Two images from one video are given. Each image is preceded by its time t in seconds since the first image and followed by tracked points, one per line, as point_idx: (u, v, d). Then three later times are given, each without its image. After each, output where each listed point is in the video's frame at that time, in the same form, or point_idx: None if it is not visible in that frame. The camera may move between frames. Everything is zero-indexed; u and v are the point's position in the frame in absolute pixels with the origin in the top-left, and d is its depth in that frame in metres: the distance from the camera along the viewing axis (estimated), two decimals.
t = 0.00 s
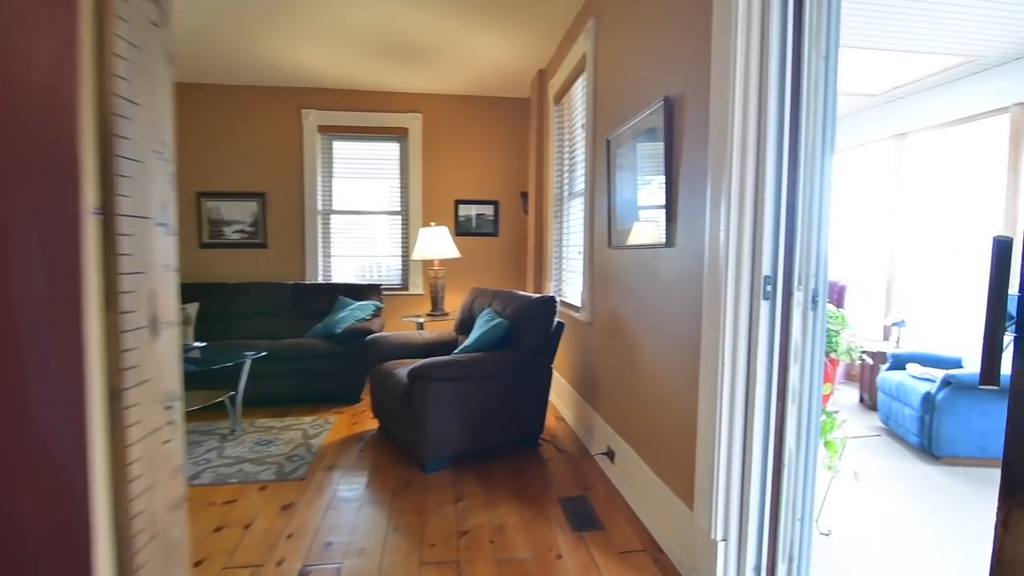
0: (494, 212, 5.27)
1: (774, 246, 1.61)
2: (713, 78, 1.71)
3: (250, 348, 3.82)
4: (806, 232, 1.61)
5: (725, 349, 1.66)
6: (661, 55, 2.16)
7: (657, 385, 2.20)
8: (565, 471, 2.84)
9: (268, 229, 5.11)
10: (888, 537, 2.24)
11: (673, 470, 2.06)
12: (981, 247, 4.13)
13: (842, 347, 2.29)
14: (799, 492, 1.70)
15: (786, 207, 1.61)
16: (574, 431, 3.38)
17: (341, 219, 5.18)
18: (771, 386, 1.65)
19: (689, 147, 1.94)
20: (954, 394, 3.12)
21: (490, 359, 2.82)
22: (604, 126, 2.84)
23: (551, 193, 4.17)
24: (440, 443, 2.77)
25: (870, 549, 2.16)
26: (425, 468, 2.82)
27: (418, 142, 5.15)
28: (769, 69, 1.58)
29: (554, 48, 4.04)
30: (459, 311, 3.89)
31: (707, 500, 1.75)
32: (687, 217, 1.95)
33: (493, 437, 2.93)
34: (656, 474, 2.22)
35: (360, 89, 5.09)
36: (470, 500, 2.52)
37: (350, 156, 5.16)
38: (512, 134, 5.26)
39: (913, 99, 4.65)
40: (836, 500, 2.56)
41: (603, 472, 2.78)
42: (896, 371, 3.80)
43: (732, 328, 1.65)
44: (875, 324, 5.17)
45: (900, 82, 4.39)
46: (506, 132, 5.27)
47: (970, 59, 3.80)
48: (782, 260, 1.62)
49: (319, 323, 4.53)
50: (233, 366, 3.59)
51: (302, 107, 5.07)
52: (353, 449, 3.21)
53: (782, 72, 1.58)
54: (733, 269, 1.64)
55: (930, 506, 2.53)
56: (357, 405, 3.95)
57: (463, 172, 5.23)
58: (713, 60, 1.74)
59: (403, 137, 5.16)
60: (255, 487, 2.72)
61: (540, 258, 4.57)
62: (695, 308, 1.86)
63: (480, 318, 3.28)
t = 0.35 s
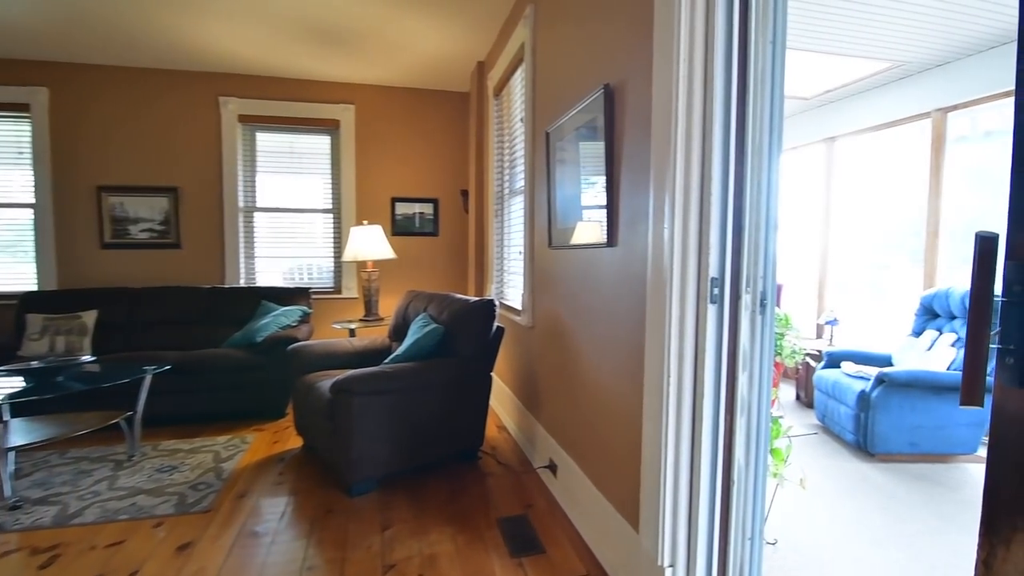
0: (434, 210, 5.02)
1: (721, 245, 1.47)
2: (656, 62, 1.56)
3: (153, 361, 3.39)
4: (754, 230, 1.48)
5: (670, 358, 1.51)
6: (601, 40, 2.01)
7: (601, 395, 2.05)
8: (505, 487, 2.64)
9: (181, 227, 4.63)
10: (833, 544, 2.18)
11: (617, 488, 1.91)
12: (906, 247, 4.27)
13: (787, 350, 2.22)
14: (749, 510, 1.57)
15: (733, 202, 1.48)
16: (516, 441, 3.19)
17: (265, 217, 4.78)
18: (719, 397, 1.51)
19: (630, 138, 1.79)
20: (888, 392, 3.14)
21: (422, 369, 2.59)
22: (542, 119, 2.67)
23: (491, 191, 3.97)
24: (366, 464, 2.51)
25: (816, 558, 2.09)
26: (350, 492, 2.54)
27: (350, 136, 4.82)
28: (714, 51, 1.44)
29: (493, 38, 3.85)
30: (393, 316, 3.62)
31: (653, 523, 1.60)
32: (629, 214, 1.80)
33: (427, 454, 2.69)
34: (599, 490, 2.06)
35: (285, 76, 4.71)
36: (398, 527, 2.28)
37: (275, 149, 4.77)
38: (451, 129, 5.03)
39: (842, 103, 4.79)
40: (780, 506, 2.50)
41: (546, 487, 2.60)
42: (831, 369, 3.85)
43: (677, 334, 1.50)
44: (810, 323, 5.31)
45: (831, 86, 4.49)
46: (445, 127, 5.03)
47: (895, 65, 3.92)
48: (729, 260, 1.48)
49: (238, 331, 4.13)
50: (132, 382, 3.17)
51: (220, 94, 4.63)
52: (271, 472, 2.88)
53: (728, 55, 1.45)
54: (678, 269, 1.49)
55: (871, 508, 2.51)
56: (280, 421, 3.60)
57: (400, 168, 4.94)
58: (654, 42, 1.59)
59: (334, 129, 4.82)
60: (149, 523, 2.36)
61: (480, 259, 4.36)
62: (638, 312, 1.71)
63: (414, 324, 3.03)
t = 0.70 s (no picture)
0: (372, 208, 4.75)
1: (671, 242, 1.35)
2: (600, 40, 1.41)
3: (41, 377, 2.96)
4: (705, 226, 1.36)
5: (618, 367, 1.37)
6: (542, 21, 1.86)
7: (546, 405, 1.89)
8: (445, 504, 2.45)
9: (83, 224, 4.13)
10: (781, 550, 2.13)
11: (563, 505, 1.76)
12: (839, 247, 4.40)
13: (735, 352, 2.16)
14: (701, 526, 1.45)
15: (683, 196, 1.35)
16: (458, 452, 3.00)
17: (183, 213, 4.35)
18: (670, 407, 1.38)
19: (574, 125, 1.64)
20: (827, 390, 3.17)
21: (352, 380, 2.35)
22: (482, 109, 2.50)
23: (431, 187, 3.76)
24: (288, 487, 2.25)
25: (765, 565, 2.02)
26: (270, 519, 2.27)
27: (279, 126, 4.47)
28: (663, 29, 1.31)
29: (433, 25, 3.64)
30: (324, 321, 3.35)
31: (600, 546, 1.45)
32: (573, 209, 1.65)
33: (358, 473, 2.46)
34: (544, 508, 1.90)
35: (205, 59, 4.30)
36: (323, 558, 2.04)
37: (193, 139, 4.35)
38: (390, 123, 4.78)
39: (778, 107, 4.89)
40: (728, 512, 2.44)
41: (489, 502, 2.43)
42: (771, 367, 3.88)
43: (624, 341, 1.36)
44: (749, 321, 5.41)
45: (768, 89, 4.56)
46: (384, 120, 4.76)
47: (829, 69, 4.01)
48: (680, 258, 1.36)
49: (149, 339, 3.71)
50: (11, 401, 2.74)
51: (128, 76, 4.17)
52: (180, 498, 2.55)
53: (677, 35, 1.32)
54: (625, 268, 1.35)
55: (815, 509, 2.49)
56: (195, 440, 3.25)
57: (335, 162, 4.64)
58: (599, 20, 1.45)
59: (261, 119, 4.45)
60: (22, 570, 2.01)
61: (421, 258, 4.14)
62: (583, 315, 1.56)
63: (345, 329, 2.78)
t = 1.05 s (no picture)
0: (300, 203, 4.39)
1: (629, 234, 1.17)
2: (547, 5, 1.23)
3: None
4: (665, 217, 1.21)
5: (571, 379, 1.19)
6: None
7: (490, 420, 1.69)
8: (379, 529, 2.20)
9: None
10: (734, 559, 2.03)
11: (509, 531, 1.57)
12: (775, 246, 4.48)
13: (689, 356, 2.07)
14: (661, 552, 1.30)
15: (642, 182, 1.19)
16: (394, 468, 2.76)
17: (76, 207, 3.81)
18: (628, 422, 1.21)
19: (518, 106, 1.45)
20: (770, 388, 3.12)
21: (268, 396, 2.07)
22: (416, 94, 2.27)
23: (364, 180, 3.47)
24: (189, 523, 1.94)
25: None
26: (167, 562, 1.95)
27: (193, 112, 4.03)
28: None
29: (365, 6, 3.37)
30: (242, 327, 3.00)
31: None
32: (517, 199, 1.46)
33: (277, 500, 2.18)
34: (488, 534, 1.70)
35: (103, 34, 3.79)
36: None
37: (90, 123, 3.83)
38: (321, 113, 4.44)
39: (716, 108, 4.95)
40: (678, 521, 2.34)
41: (428, 525, 2.21)
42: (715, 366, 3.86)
43: (576, 349, 1.18)
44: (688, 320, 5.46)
45: (707, 90, 4.56)
46: (311, 109, 4.41)
47: (767, 70, 4.04)
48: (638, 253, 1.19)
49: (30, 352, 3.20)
50: None
51: (5, 48, 3.60)
52: (59, 541, 2.16)
53: None
54: (577, 265, 1.16)
55: (765, 511, 2.44)
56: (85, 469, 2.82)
57: (258, 153, 4.25)
58: None
59: (172, 103, 4.00)
60: None
61: (354, 258, 3.84)
62: (530, 320, 1.38)
63: (262, 338, 2.47)
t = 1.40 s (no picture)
0: (205, 198, 3.94)
1: (577, 230, 1.02)
2: None
3: None
4: (615, 215, 1.08)
5: (510, 398, 1.01)
6: None
7: (414, 442, 1.47)
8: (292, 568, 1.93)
9: None
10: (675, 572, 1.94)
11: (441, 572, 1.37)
12: (700, 247, 4.52)
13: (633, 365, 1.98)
14: None
15: (590, 171, 1.04)
16: (313, 494, 2.48)
17: None
18: (577, 447, 1.05)
19: (448, 86, 1.27)
20: (704, 388, 2.99)
21: (156, 423, 1.77)
22: (334, 76, 2.03)
23: (277, 176, 3.15)
24: None
25: None
26: None
27: (71, 91, 3.49)
28: None
29: None
30: (129, 339, 2.59)
31: None
32: (447, 193, 1.28)
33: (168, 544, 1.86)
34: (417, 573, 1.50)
35: None
36: None
37: None
38: (228, 99, 4.01)
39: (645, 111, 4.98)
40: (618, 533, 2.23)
41: (351, 560, 1.97)
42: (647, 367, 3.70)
43: (517, 361, 1.01)
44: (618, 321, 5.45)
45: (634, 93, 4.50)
46: (215, 94, 3.97)
47: (694, 74, 4.03)
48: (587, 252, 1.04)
49: None
50: None
51: None
52: None
53: None
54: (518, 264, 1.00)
55: (704, 515, 2.37)
56: None
57: (152, 141, 3.77)
58: None
59: (47, 80, 3.44)
60: None
61: (267, 260, 3.49)
62: (462, 331, 1.19)
63: (151, 352, 2.13)
